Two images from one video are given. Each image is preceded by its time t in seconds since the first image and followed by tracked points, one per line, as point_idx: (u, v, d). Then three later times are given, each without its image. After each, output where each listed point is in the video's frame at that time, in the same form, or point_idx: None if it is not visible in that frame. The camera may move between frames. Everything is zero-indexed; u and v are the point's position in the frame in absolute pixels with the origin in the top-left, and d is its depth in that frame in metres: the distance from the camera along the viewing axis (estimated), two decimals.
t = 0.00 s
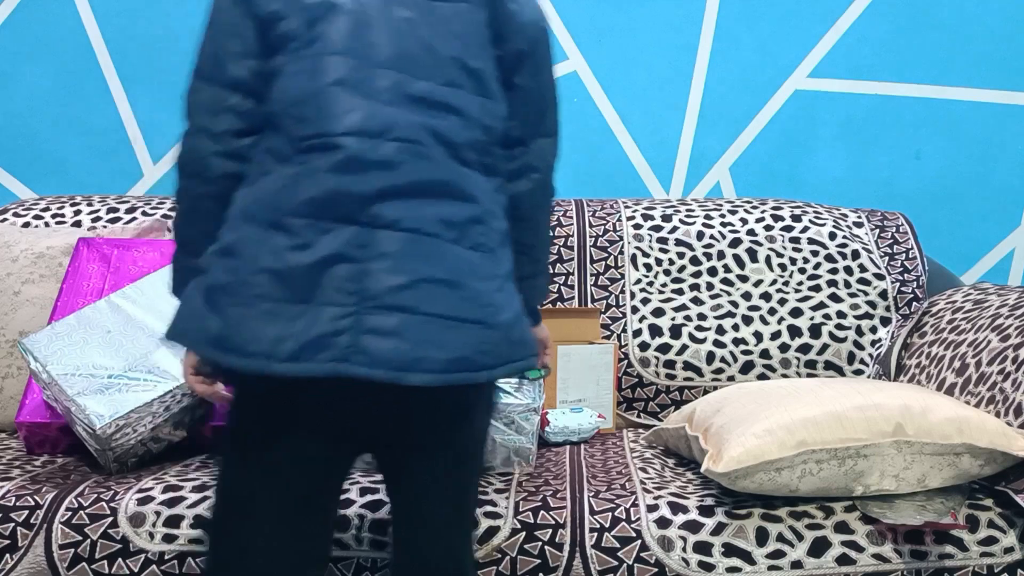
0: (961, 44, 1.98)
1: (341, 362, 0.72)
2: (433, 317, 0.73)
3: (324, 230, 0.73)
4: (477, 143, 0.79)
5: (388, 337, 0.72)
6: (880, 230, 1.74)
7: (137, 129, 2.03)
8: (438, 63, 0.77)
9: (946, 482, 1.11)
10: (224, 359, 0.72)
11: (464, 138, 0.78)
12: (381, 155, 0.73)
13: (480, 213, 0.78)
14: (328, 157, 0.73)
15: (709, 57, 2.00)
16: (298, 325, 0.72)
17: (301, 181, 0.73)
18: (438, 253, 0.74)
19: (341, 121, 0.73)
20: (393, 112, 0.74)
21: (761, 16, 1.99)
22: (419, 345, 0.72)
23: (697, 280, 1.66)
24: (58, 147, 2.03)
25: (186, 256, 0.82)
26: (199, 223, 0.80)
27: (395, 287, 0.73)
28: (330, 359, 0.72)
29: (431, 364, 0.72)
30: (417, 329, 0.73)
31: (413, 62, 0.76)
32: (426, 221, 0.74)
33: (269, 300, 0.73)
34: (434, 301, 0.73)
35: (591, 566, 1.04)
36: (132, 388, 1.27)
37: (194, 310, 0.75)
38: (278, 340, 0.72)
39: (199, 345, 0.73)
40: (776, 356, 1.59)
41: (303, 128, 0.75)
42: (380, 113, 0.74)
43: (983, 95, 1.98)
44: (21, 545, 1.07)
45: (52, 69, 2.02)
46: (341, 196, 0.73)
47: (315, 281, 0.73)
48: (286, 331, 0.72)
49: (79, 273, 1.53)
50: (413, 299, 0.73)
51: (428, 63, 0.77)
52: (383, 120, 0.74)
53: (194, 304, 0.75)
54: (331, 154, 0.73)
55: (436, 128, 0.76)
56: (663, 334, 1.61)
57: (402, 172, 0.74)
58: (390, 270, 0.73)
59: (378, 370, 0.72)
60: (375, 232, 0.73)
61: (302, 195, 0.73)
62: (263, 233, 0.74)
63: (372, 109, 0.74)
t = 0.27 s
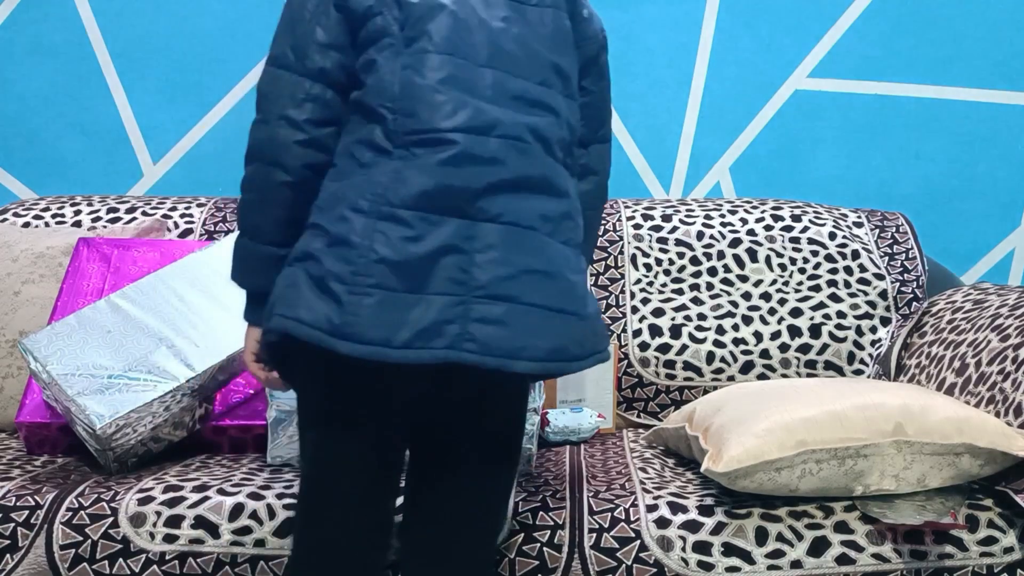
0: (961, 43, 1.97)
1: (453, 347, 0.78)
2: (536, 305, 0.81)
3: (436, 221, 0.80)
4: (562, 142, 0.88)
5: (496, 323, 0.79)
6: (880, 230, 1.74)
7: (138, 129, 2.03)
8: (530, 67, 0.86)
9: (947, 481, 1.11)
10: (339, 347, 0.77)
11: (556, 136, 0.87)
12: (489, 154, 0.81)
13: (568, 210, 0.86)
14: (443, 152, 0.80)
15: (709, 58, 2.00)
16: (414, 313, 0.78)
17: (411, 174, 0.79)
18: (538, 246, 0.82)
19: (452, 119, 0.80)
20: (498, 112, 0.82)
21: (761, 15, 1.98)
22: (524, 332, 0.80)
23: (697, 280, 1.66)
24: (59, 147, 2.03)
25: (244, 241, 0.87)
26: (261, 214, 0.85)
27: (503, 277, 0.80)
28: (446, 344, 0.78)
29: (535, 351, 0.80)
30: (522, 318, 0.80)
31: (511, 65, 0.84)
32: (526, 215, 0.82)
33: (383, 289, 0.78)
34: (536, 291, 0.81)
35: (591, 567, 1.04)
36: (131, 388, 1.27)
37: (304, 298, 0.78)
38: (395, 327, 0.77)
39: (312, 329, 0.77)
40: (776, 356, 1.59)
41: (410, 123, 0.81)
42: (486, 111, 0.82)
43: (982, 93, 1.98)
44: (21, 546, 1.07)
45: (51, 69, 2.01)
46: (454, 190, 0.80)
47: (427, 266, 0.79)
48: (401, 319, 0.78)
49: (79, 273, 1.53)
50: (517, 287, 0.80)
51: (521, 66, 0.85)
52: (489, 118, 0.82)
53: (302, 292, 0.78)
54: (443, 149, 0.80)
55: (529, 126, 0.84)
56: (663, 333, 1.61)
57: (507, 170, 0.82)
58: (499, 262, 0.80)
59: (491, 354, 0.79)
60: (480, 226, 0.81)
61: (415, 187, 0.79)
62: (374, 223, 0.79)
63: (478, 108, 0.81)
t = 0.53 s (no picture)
0: (960, 44, 1.97)
1: (488, 357, 0.78)
2: (567, 314, 0.81)
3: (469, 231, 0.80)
4: (589, 149, 0.89)
5: (528, 331, 0.79)
6: (880, 230, 1.74)
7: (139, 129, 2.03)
8: (559, 75, 0.86)
9: (947, 481, 1.11)
10: (375, 356, 0.77)
11: (583, 143, 0.87)
12: (524, 165, 0.81)
13: (595, 217, 0.87)
14: (478, 165, 0.80)
15: (709, 58, 2.00)
16: (447, 323, 0.79)
17: (446, 187, 0.79)
18: (568, 254, 0.83)
19: (487, 130, 0.80)
20: (531, 121, 0.82)
21: (761, 15, 1.98)
22: (555, 341, 0.80)
23: (697, 280, 1.66)
24: (60, 147, 2.03)
25: (264, 238, 0.88)
26: (282, 216, 0.86)
27: (535, 285, 0.80)
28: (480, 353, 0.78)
29: (565, 358, 0.80)
30: (554, 326, 0.80)
31: (541, 73, 0.84)
32: (557, 225, 0.82)
33: (418, 301, 0.78)
34: (567, 298, 0.81)
35: (590, 567, 1.04)
36: (132, 388, 1.27)
37: (341, 311, 0.78)
38: (429, 338, 0.78)
39: (349, 340, 0.77)
40: (776, 356, 1.59)
41: (444, 136, 0.81)
42: (519, 122, 0.81)
43: (982, 94, 1.98)
44: (21, 546, 1.07)
45: (51, 70, 2.01)
46: (489, 203, 0.80)
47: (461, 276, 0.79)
48: (435, 330, 0.78)
49: (79, 273, 1.53)
50: (549, 295, 0.81)
51: (550, 75, 0.85)
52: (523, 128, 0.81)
53: (339, 304, 0.79)
54: (477, 162, 0.80)
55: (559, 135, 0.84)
56: (663, 333, 1.61)
57: (540, 180, 0.82)
58: (531, 271, 0.80)
59: (524, 363, 0.79)
60: (513, 237, 0.81)
61: (450, 200, 0.79)
62: (409, 237, 0.79)
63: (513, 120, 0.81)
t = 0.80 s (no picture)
0: (961, 45, 1.97)
1: (462, 357, 0.78)
2: (547, 320, 0.80)
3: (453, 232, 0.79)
4: (582, 158, 0.88)
5: (504, 335, 0.79)
6: (880, 230, 1.74)
7: (139, 129, 2.03)
8: (555, 83, 0.85)
9: (948, 481, 1.11)
10: (352, 348, 0.77)
11: (576, 152, 0.86)
12: (510, 168, 0.80)
13: (584, 226, 0.85)
14: (465, 165, 0.79)
15: (709, 58, 2.00)
16: (424, 321, 0.79)
17: (432, 186, 0.79)
18: (551, 260, 0.81)
19: (477, 131, 0.80)
20: (522, 127, 0.81)
21: (761, 16, 1.98)
22: (531, 346, 0.79)
23: (697, 280, 1.66)
24: (60, 147, 2.04)
25: (264, 230, 0.89)
26: (280, 208, 0.87)
27: (514, 289, 0.79)
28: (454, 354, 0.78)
29: (540, 365, 0.79)
30: (531, 330, 0.79)
31: (537, 80, 0.83)
32: (542, 231, 0.82)
33: (397, 295, 0.78)
34: (548, 306, 0.80)
35: (591, 567, 1.04)
36: (132, 388, 1.27)
37: (319, 299, 0.79)
38: (405, 333, 0.78)
39: (328, 331, 0.77)
40: (776, 356, 1.59)
41: (437, 134, 0.80)
42: (511, 126, 0.81)
43: (983, 95, 1.98)
44: (21, 546, 1.07)
45: (51, 70, 2.02)
46: (473, 203, 0.79)
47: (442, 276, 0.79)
48: (412, 325, 0.78)
49: (79, 273, 1.53)
50: (530, 300, 0.80)
51: (546, 82, 0.84)
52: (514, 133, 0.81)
53: (319, 293, 0.79)
54: (465, 162, 0.79)
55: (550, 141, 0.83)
56: (662, 333, 1.61)
57: (527, 185, 0.81)
58: (512, 274, 0.80)
59: (495, 366, 0.78)
60: (496, 238, 0.80)
61: (436, 199, 0.79)
62: (392, 230, 0.79)
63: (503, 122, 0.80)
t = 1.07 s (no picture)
0: (962, 45, 1.97)
1: (464, 359, 0.78)
2: (549, 323, 0.80)
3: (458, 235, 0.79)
4: (588, 164, 0.88)
5: (506, 338, 0.78)
6: (880, 230, 1.74)
7: (139, 129, 2.03)
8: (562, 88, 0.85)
9: (947, 481, 1.11)
10: (355, 347, 0.77)
11: (583, 157, 0.86)
12: (515, 171, 0.80)
13: (589, 232, 0.85)
14: (472, 167, 0.79)
15: (709, 58, 2.00)
16: (428, 322, 0.78)
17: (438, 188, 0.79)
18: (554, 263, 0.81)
19: (485, 134, 0.80)
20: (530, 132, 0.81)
21: (761, 16, 1.98)
22: (533, 348, 0.79)
23: (697, 280, 1.66)
24: (60, 148, 2.04)
25: (266, 225, 0.89)
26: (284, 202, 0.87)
27: (516, 291, 0.79)
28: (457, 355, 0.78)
29: (542, 367, 0.79)
30: (534, 333, 0.79)
31: (544, 84, 0.84)
32: (547, 234, 0.81)
33: (402, 297, 0.78)
34: (550, 309, 0.80)
35: (591, 567, 1.04)
36: (132, 388, 1.27)
37: (322, 297, 0.78)
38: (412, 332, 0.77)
39: (331, 327, 0.77)
40: (776, 356, 1.59)
41: (443, 136, 0.80)
42: (519, 129, 0.81)
43: (983, 95, 1.98)
44: (21, 546, 1.07)
45: (51, 69, 2.02)
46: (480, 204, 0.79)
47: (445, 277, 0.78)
48: (415, 327, 0.78)
49: (79, 273, 1.53)
50: (533, 303, 0.79)
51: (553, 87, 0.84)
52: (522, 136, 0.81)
53: (323, 291, 0.78)
54: (470, 165, 0.79)
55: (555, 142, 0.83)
56: (662, 333, 1.61)
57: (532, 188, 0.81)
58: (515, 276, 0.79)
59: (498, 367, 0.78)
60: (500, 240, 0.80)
61: (441, 201, 0.78)
62: (398, 232, 0.78)
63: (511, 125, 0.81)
